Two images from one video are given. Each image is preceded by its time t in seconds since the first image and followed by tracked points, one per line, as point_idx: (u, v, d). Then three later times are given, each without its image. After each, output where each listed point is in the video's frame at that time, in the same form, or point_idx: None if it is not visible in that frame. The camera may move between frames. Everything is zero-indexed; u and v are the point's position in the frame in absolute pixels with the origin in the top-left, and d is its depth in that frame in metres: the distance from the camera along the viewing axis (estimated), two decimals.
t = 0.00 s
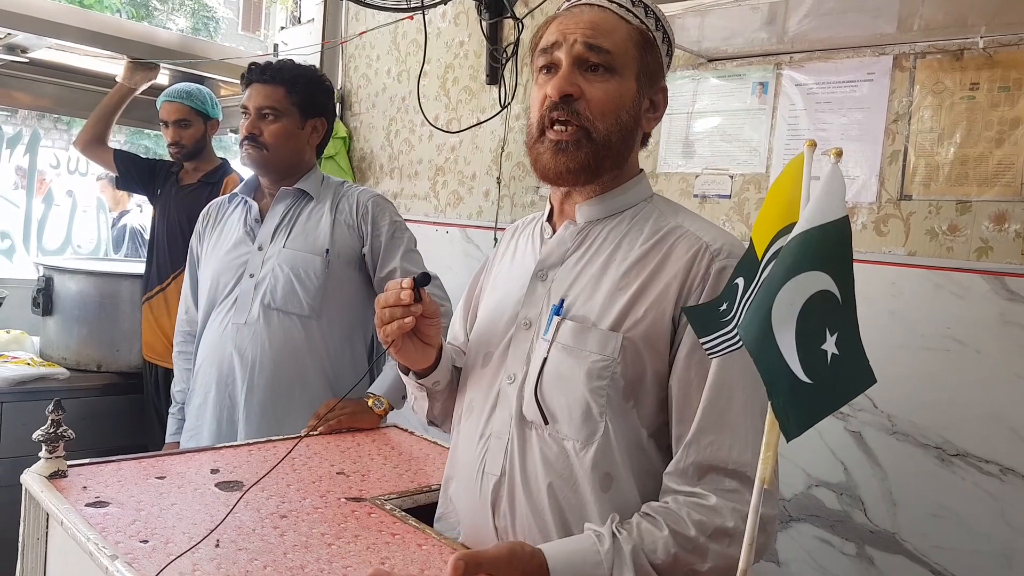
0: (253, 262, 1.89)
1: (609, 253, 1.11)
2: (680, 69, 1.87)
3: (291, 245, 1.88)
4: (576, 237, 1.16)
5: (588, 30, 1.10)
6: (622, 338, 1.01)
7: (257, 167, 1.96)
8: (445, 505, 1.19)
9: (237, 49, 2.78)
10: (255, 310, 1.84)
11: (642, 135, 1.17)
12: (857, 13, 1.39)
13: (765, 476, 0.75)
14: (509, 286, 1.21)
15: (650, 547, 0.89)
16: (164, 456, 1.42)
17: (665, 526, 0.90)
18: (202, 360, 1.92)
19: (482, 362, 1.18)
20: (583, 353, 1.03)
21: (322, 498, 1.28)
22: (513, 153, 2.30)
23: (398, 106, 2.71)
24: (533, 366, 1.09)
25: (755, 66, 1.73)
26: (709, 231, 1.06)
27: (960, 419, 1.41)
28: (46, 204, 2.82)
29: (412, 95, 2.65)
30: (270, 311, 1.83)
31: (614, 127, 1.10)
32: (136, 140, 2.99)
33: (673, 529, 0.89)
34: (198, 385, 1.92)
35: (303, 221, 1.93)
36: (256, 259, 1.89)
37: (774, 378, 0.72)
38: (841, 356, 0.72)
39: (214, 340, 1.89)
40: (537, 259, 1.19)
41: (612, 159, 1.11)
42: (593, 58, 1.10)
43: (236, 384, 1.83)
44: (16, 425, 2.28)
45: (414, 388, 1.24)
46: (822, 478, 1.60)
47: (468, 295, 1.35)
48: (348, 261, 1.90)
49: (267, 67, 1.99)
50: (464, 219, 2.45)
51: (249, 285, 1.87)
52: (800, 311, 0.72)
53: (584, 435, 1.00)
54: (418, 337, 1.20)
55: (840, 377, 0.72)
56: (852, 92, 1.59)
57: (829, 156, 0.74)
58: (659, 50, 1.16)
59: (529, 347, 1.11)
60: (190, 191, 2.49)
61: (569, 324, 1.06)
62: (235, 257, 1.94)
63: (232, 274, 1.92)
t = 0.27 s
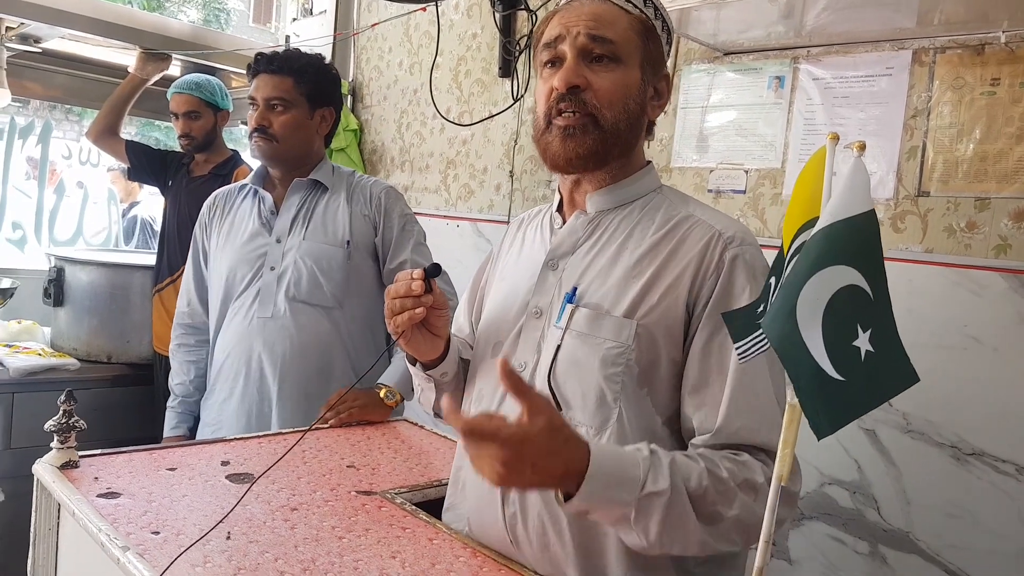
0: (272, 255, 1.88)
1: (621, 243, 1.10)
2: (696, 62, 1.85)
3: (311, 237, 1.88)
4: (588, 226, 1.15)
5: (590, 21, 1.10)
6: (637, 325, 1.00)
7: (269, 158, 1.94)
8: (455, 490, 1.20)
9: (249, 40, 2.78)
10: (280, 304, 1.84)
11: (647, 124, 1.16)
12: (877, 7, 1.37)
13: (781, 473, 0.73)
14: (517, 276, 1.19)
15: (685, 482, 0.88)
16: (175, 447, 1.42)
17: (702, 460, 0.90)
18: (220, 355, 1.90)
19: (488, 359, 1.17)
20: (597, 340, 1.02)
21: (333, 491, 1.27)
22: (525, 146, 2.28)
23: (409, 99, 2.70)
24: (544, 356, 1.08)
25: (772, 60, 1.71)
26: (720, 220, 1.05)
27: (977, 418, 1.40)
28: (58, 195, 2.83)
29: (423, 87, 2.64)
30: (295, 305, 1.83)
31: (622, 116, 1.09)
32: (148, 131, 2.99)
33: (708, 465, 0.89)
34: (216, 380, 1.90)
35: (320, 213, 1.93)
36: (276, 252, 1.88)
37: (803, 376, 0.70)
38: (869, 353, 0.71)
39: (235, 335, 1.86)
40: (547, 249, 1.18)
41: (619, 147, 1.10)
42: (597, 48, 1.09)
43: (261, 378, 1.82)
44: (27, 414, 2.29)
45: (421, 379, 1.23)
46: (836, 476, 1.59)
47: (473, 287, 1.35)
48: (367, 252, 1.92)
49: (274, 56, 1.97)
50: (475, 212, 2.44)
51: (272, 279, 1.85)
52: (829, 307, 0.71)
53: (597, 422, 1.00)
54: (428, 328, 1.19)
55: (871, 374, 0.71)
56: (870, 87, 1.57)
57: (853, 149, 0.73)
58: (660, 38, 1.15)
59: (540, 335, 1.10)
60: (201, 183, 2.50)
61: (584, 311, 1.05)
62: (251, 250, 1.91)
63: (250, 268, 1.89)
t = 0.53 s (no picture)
0: (308, 257, 1.90)
1: (623, 244, 1.10)
2: (702, 62, 1.85)
3: (344, 238, 1.95)
4: (590, 228, 1.15)
5: (582, 29, 1.09)
6: (642, 323, 1.01)
7: (288, 157, 1.95)
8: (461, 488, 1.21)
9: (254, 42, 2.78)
10: (323, 305, 1.88)
11: (642, 127, 1.16)
12: (882, 7, 1.36)
13: (791, 476, 0.74)
14: (518, 280, 1.19)
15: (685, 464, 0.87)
16: (182, 450, 1.43)
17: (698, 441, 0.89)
18: (251, 358, 1.90)
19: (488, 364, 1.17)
20: (603, 339, 1.03)
21: (341, 494, 1.28)
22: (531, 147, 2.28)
23: (415, 99, 2.70)
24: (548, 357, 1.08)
25: (778, 60, 1.71)
26: (718, 216, 1.05)
27: (985, 417, 1.39)
28: (65, 197, 2.84)
29: (429, 88, 2.64)
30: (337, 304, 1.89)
31: (616, 121, 1.09)
32: (154, 133, 3.00)
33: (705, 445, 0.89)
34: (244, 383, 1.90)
35: (348, 215, 1.98)
36: (312, 254, 1.91)
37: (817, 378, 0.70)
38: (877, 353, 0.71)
39: (274, 340, 1.87)
40: (548, 252, 1.18)
41: (616, 153, 1.11)
42: (590, 55, 1.09)
43: (302, 379, 1.85)
44: (35, 417, 2.30)
45: (422, 382, 1.23)
46: (844, 477, 1.58)
47: (473, 291, 1.35)
48: (394, 249, 2.04)
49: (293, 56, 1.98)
50: (482, 213, 2.44)
51: (313, 281, 1.89)
52: (834, 308, 0.71)
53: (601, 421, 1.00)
54: (429, 332, 1.19)
55: (885, 375, 0.71)
56: (876, 86, 1.56)
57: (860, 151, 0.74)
58: (652, 41, 1.15)
59: (545, 336, 1.10)
60: (207, 185, 2.50)
61: (589, 311, 1.05)
62: (282, 253, 1.91)
63: (284, 272, 1.89)
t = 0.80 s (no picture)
0: (322, 259, 1.93)
1: (611, 251, 1.11)
2: (702, 63, 1.85)
3: (354, 238, 1.99)
4: (577, 234, 1.15)
5: (574, 35, 1.11)
6: (631, 331, 1.01)
7: (286, 160, 1.95)
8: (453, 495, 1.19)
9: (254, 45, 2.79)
10: (342, 305, 1.93)
11: (630, 136, 1.17)
12: (881, 8, 1.36)
13: (789, 477, 0.74)
14: (507, 287, 1.19)
15: (681, 514, 0.91)
16: (182, 454, 1.43)
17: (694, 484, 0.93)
18: (268, 363, 1.90)
19: (485, 367, 1.17)
20: (591, 347, 1.03)
21: (341, 497, 1.28)
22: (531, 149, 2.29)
23: (415, 102, 2.70)
24: (539, 364, 1.08)
25: (778, 61, 1.71)
26: (706, 226, 1.07)
27: (984, 417, 1.39)
28: (65, 201, 2.85)
29: (429, 91, 2.65)
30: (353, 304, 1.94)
31: (605, 125, 1.10)
32: (155, 137, 3.00)
33: (702, 488, 0.92)
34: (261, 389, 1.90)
35: (356, 216, 2.02)
36: (327, 256, 1.94)
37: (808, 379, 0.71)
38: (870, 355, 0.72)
39: (294, 343, 1.89)
40: (537, 260, 1.18)
41: (604, 156, 1.11)
42: (581, 60, 1.10)
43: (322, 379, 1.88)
44: (35, 421, 2.30)
45: (413, 391, 1.24)
46: (845, 477, 1.58)
47: (462, 301, 1.35)
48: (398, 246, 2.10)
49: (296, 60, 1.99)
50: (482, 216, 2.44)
51: (330, 283, 1.92)
52: (825, 308, 0.71)
53: (593, 428, 1.00)
54: (420, 339, 1.19)
55: (873, 376, 0.71)
56: (876, 87, 1.56)
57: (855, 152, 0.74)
58: (642, 52, 1.17)
59: (534, 344, 1.10)
60: (206, 188, 2.50)
61: (578, 318, 1.05)
62: (296, 257, 1.92)
63: (301, 275, 1.91)
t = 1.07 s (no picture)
0: (322, 258, 1.94)
1: (603, 255, 1.11)
2: (699, 63, 1.85)
3: (348, 236, 2.01)
4: (568, 240, 1.16)
5: (555, 41, 1.12)
6: (628, 336, 1.02)
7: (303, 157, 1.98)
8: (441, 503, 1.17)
9: (252, 45, 2.79)
10: (343, 303, 1.96)
11: (615, 140, 1.18)
12: (878, 7, 1.36)
13: (786, 474, 0.74)
14: (498, 293, 1.19)
15: (692, 530, 0.95)
16: (179, 455, 1.42)
17: (702, 500, 0.96)
18: (273, 366, 1.89)
19: (482, 364, 1.16)
20: (589, 353, 1.03)
21: (339, 497, 1.28)
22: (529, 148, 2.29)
23: (413, 102, 2.70)
24: (535, 369, 1.08)
25: (775, 61, 1.71)
26: (698, 230, 1.08)
27: (981, 415, 1.40)
28: (62, 203, 2.84)
29: (427, 91, 2.65)
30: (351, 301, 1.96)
31: (589, 132, 1.11)
32: (152, 137, 3.00)
33: (710, 502, 0.96)
34: (267, 392, 1.89)
35: (348, 214, 2.04)
36: (326, 255, 1.95)
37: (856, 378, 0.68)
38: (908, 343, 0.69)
39: (299, 344, 1.89)
40: (528, 266, 1.18)
41: (590, 164, 1.12)
42: (563, 68, 1.11)
43: (326, 377, 1.90)
44: (32, 422, 2.30)
45: (405, 404, 1.24)
46: (843, 476, 1.59)
47: (449, 310, 1.36)
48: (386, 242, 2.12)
49: (298, 61, 2.00)
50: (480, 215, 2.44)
51: (330, 282, 1.94)
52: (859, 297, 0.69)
53: (592, 435, 1.00)
54: (411, 351, 1.19)
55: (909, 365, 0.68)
56: (873, 86, 1.57)
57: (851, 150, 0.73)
58: (625, 56, 1.17)
59: (527, 349, 1.10)
60: (203, 189, 2.50)
61: (574, 325, 1.05)
62: (296, 258, 1.91)
63: (302, 276, 1.92)
